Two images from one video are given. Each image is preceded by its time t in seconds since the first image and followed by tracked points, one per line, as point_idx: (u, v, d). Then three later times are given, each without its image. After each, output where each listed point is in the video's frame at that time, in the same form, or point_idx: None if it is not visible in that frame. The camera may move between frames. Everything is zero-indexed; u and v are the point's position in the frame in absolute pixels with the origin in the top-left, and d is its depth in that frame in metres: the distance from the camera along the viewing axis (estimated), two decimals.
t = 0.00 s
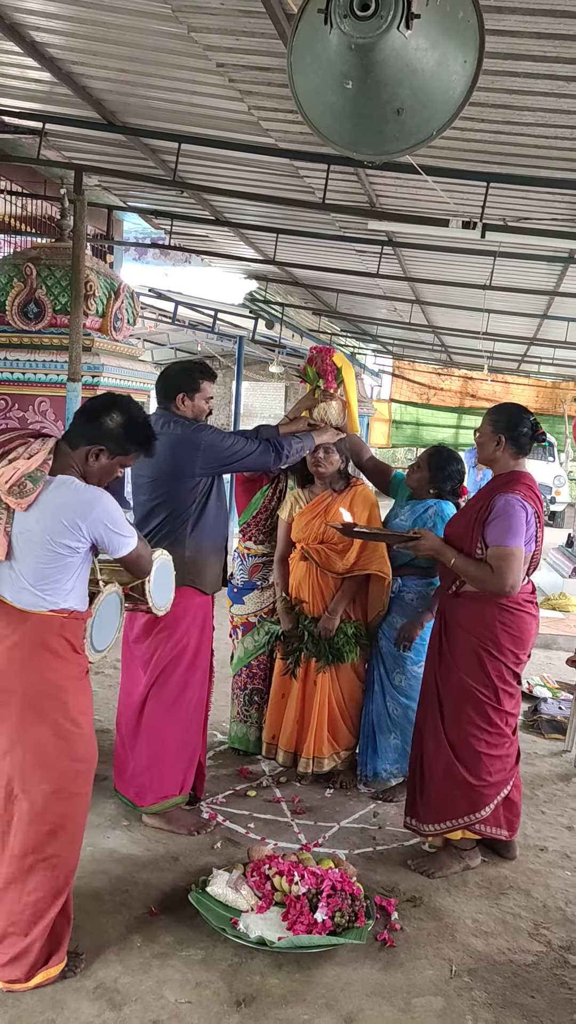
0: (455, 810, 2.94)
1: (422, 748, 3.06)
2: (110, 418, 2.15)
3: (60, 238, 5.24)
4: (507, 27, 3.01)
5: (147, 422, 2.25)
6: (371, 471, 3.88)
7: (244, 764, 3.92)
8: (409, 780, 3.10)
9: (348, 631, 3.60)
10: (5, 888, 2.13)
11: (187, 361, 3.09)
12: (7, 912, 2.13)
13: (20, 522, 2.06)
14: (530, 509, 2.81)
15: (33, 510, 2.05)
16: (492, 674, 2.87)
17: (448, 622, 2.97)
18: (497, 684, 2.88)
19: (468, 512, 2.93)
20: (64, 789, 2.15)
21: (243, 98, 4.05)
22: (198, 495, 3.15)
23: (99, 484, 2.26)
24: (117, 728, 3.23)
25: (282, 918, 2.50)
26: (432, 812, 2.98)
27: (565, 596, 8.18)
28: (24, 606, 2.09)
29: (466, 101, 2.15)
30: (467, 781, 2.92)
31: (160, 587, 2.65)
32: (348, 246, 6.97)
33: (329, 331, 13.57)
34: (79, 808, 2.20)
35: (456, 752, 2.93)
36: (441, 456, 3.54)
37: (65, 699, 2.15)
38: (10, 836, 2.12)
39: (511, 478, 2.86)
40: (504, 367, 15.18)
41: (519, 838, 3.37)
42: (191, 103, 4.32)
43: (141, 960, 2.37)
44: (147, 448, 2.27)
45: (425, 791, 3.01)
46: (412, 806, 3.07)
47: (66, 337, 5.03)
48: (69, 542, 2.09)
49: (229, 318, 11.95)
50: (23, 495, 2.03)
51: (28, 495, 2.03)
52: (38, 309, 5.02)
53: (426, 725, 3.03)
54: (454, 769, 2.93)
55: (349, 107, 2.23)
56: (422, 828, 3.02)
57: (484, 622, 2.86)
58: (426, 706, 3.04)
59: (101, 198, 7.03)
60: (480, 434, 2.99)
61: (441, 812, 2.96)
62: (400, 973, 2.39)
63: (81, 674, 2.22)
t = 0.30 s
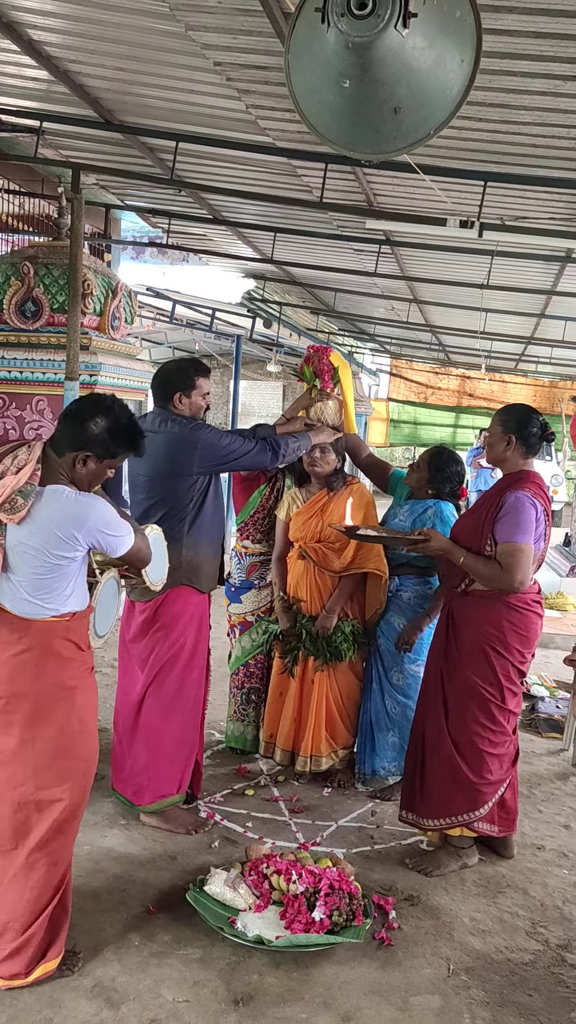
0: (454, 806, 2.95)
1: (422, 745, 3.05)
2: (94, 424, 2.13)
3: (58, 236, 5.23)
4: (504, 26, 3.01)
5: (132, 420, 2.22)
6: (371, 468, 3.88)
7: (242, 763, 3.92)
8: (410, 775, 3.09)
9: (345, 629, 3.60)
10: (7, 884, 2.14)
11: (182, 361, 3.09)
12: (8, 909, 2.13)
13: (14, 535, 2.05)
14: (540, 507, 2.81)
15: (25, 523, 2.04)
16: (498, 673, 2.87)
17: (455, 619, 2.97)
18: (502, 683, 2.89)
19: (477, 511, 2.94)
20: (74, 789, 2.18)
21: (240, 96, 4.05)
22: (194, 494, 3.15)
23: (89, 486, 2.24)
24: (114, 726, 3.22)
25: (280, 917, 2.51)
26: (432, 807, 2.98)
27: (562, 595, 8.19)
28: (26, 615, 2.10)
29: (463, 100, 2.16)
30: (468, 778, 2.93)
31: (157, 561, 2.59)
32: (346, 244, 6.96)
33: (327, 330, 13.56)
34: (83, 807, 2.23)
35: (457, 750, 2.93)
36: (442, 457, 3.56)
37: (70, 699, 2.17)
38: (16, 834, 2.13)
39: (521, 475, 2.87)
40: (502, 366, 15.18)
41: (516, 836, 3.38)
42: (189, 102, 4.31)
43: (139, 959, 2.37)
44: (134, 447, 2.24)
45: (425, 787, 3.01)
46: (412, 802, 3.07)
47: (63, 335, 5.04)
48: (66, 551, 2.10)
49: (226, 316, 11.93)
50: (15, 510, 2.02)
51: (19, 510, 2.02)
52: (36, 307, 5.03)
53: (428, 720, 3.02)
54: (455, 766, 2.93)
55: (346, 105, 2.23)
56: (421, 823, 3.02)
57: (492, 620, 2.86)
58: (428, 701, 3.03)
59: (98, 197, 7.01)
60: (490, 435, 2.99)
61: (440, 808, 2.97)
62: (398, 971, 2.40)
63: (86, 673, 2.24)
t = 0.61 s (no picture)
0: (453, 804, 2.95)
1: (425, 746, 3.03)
2: (95, 433, 2.12)
3: (56, 235, 5.22)
4: (501, 25, 3.02)
5: (133, 431, 2.22)
6: (370, 468, 3.90)
7: (240, 762, 3.93)
8: (412, 773, 3.09)
9: (343, 628, 3.60)
10: (6, 881, 2.12)
11: (179, 360, 3.07)
12: (6, 906, 2.12)
13: (14, 542, 2.06)
14: (543, 505, 2.82)
15: (26, 533, 2.04)
16: (503, 672, 2.88)
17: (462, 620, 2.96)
18: (508, 681, 2.90)
19: (482, 511, 2.94)
20: (74, 785, 2.20)
21: (238, 96, 4.04)
22: (192, 494, 3.14)
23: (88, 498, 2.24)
24: (111, 724, 3.22)
25: (278, 916, 2.51)
26: (431, 804, 2.98)
27: (560, 594, 8.20)
28: (23, 618, 2.10)
29: (461, 99, 2.16)
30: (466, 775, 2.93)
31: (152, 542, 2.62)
32: (344, 243, 6.97)
33: (326, 329, 13.56)
34: (80, 802, 2.24)
35: (462, 749, 2.93)
36: (441, 456, 3.56)
37: (70, 698, 2.18)
38: (15, 830, 2.12)
39: (525, 474, 2.88)
40: (500, 365, 15.18)
41: (515, 835, 3.38)
42: (187, 101, 4.30)
43: (137, 958, 2.38)
44: (134, 460, 2.22)
45: (426, 784, 3.00)
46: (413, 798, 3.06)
47: (61, 335, 5.04)
48: (65, 558, 2.10)
49: (224, 315, 11.93)
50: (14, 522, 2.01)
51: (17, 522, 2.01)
52: (34, 306, 5.03)
53: (429, 717, 3.01)
54: (455, 764, 2.93)
55: (344, 104, 2.23)
56: (422, 819, 3.02)
57: (499, 621, 2.87)
58: (432, 699, 3.03)
59: (96, 196, 7.01)
60: (494, 434, 3.00)
61: (438, 806, 2.96)
62: (396, 969, 2.40)
63: (84, 671, 2.26)
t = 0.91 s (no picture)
0: (468, 809, 2.92)
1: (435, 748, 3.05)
2: (103, 438, 2.13)
3: (55, 235, 5.21)
4: (501, 24, 3.01)
5: (139, 435, 2.21)
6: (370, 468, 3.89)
7: (239, 761, 3.93)
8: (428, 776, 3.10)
9: (342, 627, 3.60)
10: None
11: (180, 361, 3.08)
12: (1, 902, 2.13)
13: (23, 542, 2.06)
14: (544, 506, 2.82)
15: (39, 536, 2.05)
16: (498, 673, 2.86)
17: (454, 621, 2.98)
18: (506, 681, 2.88)
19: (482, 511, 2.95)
20: (66, 780, 2.17)
21: (237, 95, 4.04)
22: (192, 493, 3.14)
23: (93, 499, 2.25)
24: (110, 723, 3.21)
25: (277, 915, 2.51)
26: (447, 806, 2.98)
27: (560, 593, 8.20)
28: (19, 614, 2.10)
29: (461, 98, 2.15)
30: (475, 777, 2.91)
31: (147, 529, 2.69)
32: (343, 243, 6.97)
33: (325, 328, 13.56)
34: (72, 796, 2.20)
35: (468, 752, 2.92)
36: (442, 453, 3.65)
37: (61, 692, 2.17)
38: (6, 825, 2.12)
39: (527, 474, 2.88)
40: (500, 364, 15.19)
41: (514, 834, 3.39)
42: (185, 100, 4.30)
43: (137, 957, 2.37)
44: (141, 468, 2.23)
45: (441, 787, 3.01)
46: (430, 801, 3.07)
47: (60, 334, 5.04)
48: (65, 556, 2.11)
49: (223, 314, 11.92)
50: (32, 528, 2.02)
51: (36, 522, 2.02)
52: (33, 305, 5.02)
53: (442, 720, 3.02)
54: (465, 765, 2.92)
55: (344, 103, 2.23)
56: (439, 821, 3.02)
57: (490, 622, 2.87)
58: (438, 699, 3.04)
59: (95, 195, 7.01)
60: (495, 435, 3.01)
61: (453, 807, 2.95)
62: (395, 969, 2.40)
63: (78, 669, 2.25)
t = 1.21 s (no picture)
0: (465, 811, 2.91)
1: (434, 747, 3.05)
2: (106, 440, 2.17)
3: (54, 234, 5.21)
4: (500, 23, 3.02)
5: (144, 441, 2.25)
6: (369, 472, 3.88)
7: (239, 760, 3.93)
8: (428, 776, 3.09)
9: (340, 627, 3.59)
10: None
11: (181, 361, 3.09)
12: None
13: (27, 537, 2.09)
14: (541, 505, 2.83)
15: (42, 528, 2.08)
16: (497, 672, 2.87)
17: (451, 621, 2.98)
18: (503, 681, 2.88)
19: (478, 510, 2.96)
20: (61, 774, 2.16)
21: (236, 95, 4.04)
22: (192, 493, 3.15)
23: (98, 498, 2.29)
24: (110, 723, 3.22)
25: (277, 914, 2.51)
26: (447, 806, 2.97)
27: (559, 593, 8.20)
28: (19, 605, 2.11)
29: (460, 98, 2.14)
30: (475, 777, 2.90)
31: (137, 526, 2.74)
32: (342, 242, 6.96)
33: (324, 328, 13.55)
34: (66, 790, 2.19)
35: (466, 752, 2.91)
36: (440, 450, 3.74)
37: (57, 685, 2.16)
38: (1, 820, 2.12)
39: (525, 473, 2.90)
40: (499, 364, 15.18)
41: (513, 833, 3.39)
42: (185, 100, 4.30)
43: (136, 957, 2.38)
44: (143, 471, 2.26)
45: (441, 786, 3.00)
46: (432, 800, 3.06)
47: (60, 333, 5.04)
48: (63, 554, 2.14)
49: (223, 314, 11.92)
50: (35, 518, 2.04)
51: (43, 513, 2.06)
52: (32, 305, 5.02)
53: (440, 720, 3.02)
54: (465, 765, 2.91)
55: (343, 103, 2.23)
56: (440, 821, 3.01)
57: (488, 622, 2.87)
58: (437, 699, 3.03)
59: (94, 195, 7.00)
60: (489, 435, 3.00)
61: (453, 807, 2.95)
62: (395, 968, 2.40)
63: (75, 664, 2.24)
